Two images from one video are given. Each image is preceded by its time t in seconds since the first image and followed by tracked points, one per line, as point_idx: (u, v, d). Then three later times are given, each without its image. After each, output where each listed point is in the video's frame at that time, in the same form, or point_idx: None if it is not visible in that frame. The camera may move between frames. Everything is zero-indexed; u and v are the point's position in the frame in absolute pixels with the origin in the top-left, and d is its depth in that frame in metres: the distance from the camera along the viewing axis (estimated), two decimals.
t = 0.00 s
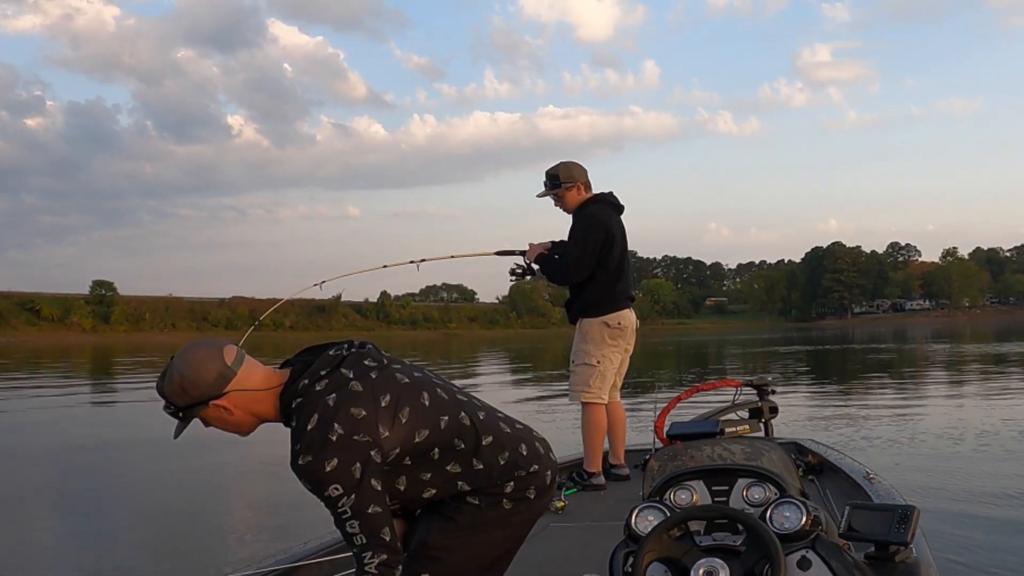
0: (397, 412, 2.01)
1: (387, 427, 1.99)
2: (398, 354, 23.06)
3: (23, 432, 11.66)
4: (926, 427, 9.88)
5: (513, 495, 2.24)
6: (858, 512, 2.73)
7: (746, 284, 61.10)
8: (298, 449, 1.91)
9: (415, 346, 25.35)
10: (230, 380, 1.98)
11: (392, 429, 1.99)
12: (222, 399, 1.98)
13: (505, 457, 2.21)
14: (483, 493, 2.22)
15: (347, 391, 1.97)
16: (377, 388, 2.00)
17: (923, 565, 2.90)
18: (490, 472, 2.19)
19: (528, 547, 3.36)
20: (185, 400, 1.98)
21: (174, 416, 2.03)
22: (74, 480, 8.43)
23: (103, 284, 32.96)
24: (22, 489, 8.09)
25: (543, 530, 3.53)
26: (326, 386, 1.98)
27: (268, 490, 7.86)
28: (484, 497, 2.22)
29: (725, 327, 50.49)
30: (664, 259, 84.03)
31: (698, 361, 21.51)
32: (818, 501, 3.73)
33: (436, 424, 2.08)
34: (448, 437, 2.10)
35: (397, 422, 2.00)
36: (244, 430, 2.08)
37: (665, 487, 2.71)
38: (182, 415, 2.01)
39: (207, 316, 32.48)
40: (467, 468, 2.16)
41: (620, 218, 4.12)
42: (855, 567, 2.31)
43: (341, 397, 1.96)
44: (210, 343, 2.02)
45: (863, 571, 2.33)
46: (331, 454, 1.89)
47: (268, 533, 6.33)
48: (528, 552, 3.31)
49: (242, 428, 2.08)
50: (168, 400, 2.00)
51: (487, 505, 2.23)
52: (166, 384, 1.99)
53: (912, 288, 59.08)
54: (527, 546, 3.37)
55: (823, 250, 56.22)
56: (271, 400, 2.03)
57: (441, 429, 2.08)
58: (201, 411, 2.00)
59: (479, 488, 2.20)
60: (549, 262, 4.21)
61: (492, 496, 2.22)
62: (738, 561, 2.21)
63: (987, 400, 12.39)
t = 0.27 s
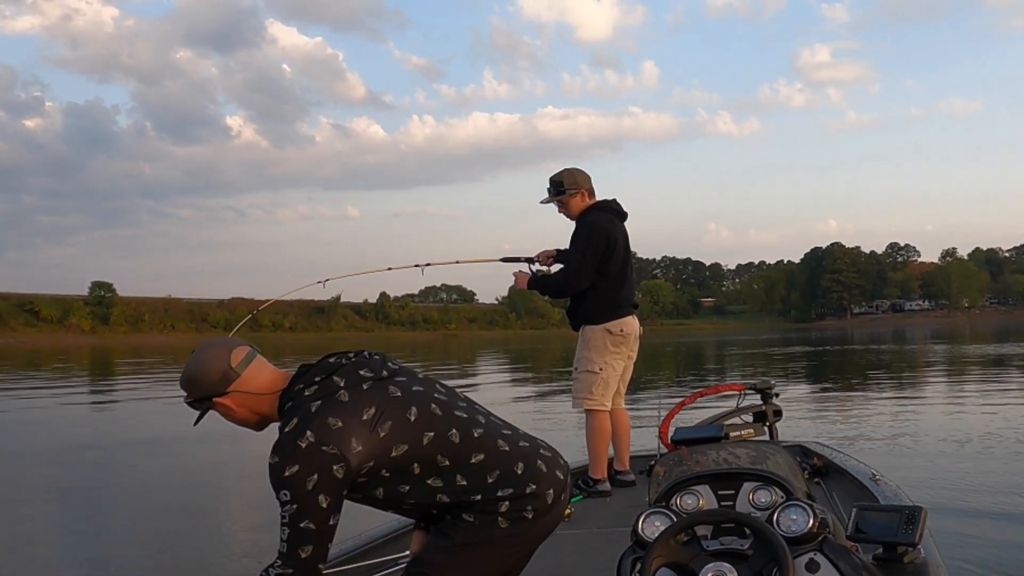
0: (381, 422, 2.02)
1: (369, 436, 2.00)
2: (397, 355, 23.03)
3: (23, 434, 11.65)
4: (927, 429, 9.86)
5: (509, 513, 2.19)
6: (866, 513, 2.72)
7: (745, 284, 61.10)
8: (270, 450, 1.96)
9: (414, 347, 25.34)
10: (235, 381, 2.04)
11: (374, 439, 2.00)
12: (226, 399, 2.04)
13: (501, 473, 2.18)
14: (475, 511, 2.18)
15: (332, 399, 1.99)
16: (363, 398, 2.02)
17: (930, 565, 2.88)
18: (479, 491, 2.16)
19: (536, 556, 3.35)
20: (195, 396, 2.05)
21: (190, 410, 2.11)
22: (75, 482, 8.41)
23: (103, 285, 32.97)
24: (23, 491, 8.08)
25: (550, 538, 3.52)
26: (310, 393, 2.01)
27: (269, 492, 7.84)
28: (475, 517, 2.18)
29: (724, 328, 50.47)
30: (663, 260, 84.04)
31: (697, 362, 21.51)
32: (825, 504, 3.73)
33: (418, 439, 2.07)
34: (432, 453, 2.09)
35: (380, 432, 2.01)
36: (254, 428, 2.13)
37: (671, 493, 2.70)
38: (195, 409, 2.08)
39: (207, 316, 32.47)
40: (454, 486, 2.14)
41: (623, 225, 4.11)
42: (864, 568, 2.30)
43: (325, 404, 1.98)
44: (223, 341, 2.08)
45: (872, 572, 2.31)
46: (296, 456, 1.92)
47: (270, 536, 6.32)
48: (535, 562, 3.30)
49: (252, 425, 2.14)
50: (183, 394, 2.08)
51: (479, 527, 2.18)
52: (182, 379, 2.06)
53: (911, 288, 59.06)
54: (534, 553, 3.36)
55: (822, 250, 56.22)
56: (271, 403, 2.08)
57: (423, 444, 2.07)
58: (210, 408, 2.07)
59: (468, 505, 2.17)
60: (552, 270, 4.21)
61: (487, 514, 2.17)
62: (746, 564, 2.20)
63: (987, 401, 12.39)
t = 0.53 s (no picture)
0: (353, 442, 2.07)
1: (338, 454, 2.05)
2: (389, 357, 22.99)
3: (13, 436, 11.58)
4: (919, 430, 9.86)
5: (485, 527, 2.18)
6: (858, 514, 2.70)
7: (737, 286, 61.20)
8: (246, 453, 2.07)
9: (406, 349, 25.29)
10: (240, 390, 2.12)
11: (339, 457, 2.05)
12: (231, 405, 2.13)
13: (476, 490, 2.18)
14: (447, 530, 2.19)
15: (310, 417, 2.06)
16: (338, 417, 2.07)
17: (922, 566, 2.87)
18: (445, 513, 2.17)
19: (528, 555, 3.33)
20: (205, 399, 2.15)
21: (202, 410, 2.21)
22: (65, 485, 8.36)
23: (93, 287, 32.86)
24: (12, 493, 8.02)
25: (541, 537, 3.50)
26: (291, 409, 2.08)
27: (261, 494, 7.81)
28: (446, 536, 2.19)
29: (717, 329, 50.51)
30: (655, 262, 84.11)
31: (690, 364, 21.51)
32: (817, 505, 3.72)
33: (385, 461, 2.09)
34: (398, 474, 2.11)
35: (346, 452, 2.06)
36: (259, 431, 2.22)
37: (663, 493, 2.68)
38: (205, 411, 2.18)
39: (198, 318, 32.37)
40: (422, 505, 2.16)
41: (613, 225, 4.10)
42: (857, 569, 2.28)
43: (302, 421, 2.06)
44: (239, 350, 2.15)
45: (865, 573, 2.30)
46: (258, 464, 2.02)
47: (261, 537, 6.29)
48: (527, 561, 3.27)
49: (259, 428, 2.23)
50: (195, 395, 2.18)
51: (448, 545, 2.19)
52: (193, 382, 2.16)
53: (903, 290, 59.19)
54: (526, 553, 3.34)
55: (814, 252, 56.32)
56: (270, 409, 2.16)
57: (387, 467, 2.10)
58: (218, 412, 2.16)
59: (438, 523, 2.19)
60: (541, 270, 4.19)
61: (462, 529, 2.17)
62: (738, 565, 2.18)
63: (978, 403, 12.40)
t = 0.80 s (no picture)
0: (339, 398, 2.05)
1: (326, 408, 2.03)
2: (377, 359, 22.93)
3: None
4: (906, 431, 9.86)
5: (460, 501, 2.16)
6: (843, 516, 2.68)
7: (725, 288, 61.36)
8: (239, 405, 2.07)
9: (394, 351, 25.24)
10: (240, 336, 2.14)
11: (325, 412, 2.03)
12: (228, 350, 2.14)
13: (456, 459, 2.16)
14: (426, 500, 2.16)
15: (301, 369, 2.05)
16: (329, 372, 2.06)
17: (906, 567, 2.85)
18: (425, 479, 2.15)
19: (513, 551, 3.30)
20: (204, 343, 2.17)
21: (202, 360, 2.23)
22: (47, 487, 8.28)
23: (79, 289, 32.68)
24: None
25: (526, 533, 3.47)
26: (283, 361, 2.08)
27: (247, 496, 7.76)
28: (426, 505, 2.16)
29: (705, 331, 50.57)
30: (644, 264, 84.22)
31: (678, 365, 21.53)
32: (803, 505, 3.70)
33: (369, 419, 2.07)
34: (381, 436, 2.09)
35: (333, 407, 2.04)
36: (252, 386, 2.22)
37: (649, 490, 2.65)
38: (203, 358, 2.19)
39: (185, 320, 32.22)
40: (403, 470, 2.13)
41: (599, 221, 4.07)
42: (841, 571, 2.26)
43: (293, 372, 2.05)
44: (242, 298, 2.18)
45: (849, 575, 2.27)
46: (248, 413, 2.02)
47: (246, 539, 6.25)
48: (511, 558, 3.24)
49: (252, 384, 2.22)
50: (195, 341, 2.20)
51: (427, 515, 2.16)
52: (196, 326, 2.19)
53: (890, 291, 59.44)
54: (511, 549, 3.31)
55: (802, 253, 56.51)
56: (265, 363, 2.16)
57: (372, 427, 2.07)
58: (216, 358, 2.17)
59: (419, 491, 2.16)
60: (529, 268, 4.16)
61: (441, 501, 2.15)
62: (723, 564, 2.15)
63: (965, 403, 12.43)
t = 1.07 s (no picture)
0: (325, 397, 2.01)
1: (312, 407, 2.00)
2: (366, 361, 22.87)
3: None
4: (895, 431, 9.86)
5: (454, 494, 2.13)
6: (832, 516, 2.66)
7: (715, 290, 61.49)
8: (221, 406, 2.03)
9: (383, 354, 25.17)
10: (228, 335, 2.10)
11: (312, 410, 2.00)
12: (216, 348, 2.09)
13: (445, 452, 2.13)
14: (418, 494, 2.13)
15: (285, 370, 2.02)
16: (314, 372, 2.03)
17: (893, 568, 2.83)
18: (417, 473, 2.12)
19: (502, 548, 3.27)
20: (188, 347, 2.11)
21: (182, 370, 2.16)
22: (32, 489, 8.21)
23: (67, 291, 32.50)
24: None
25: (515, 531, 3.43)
26: (267, 362, 2.05)
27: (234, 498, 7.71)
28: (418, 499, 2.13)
29: (695, 333, 50.64)
30: (634, 266, 84.34)
31: (668, 367, 21.54)
32: (792, 505, 3.68)
33: (357, 417, 2.04)
34: (371, 431, 2.06)
35: (320, 405, 2.00)
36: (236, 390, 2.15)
37: (638, 490, 2.62)
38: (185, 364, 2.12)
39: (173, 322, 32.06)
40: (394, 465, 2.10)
41: (589, 219, 4.05)
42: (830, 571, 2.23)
43: (278, 373, 2.02)
44: (229, 301, 2.17)
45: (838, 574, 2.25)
46: (232, 413, 1.98)
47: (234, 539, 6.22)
48: (500, 556, 3.21)
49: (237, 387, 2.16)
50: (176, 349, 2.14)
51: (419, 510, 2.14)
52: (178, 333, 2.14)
53: (879, 293, 59.67)
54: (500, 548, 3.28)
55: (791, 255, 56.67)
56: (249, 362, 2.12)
57: (361, 423, 2.04)
58: (200, 359, 2.11)
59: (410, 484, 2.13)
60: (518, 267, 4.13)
61: (433, 496, 2.12)
62: (712, 563, 2.13)
63: (953, 404, 12.46)
